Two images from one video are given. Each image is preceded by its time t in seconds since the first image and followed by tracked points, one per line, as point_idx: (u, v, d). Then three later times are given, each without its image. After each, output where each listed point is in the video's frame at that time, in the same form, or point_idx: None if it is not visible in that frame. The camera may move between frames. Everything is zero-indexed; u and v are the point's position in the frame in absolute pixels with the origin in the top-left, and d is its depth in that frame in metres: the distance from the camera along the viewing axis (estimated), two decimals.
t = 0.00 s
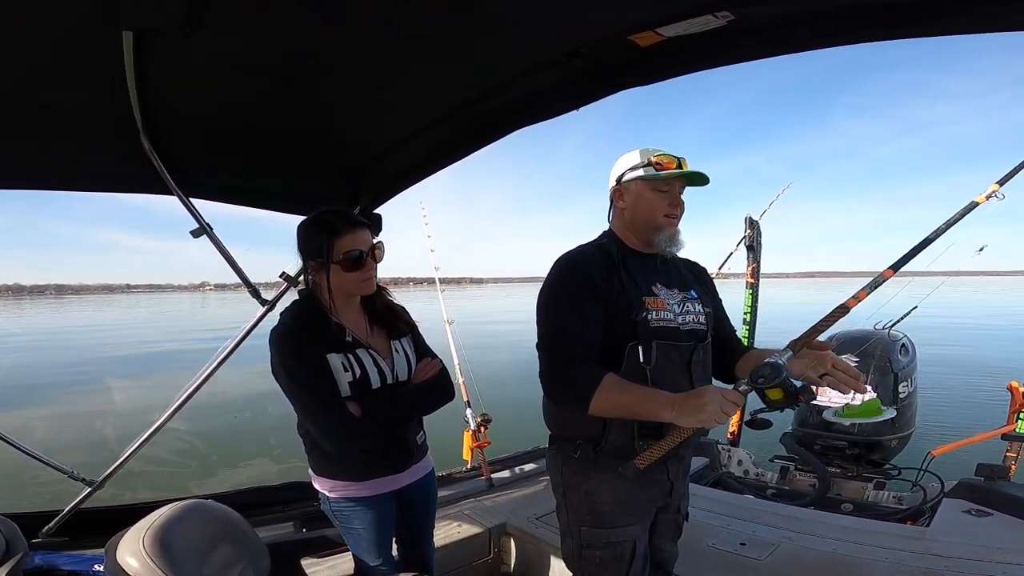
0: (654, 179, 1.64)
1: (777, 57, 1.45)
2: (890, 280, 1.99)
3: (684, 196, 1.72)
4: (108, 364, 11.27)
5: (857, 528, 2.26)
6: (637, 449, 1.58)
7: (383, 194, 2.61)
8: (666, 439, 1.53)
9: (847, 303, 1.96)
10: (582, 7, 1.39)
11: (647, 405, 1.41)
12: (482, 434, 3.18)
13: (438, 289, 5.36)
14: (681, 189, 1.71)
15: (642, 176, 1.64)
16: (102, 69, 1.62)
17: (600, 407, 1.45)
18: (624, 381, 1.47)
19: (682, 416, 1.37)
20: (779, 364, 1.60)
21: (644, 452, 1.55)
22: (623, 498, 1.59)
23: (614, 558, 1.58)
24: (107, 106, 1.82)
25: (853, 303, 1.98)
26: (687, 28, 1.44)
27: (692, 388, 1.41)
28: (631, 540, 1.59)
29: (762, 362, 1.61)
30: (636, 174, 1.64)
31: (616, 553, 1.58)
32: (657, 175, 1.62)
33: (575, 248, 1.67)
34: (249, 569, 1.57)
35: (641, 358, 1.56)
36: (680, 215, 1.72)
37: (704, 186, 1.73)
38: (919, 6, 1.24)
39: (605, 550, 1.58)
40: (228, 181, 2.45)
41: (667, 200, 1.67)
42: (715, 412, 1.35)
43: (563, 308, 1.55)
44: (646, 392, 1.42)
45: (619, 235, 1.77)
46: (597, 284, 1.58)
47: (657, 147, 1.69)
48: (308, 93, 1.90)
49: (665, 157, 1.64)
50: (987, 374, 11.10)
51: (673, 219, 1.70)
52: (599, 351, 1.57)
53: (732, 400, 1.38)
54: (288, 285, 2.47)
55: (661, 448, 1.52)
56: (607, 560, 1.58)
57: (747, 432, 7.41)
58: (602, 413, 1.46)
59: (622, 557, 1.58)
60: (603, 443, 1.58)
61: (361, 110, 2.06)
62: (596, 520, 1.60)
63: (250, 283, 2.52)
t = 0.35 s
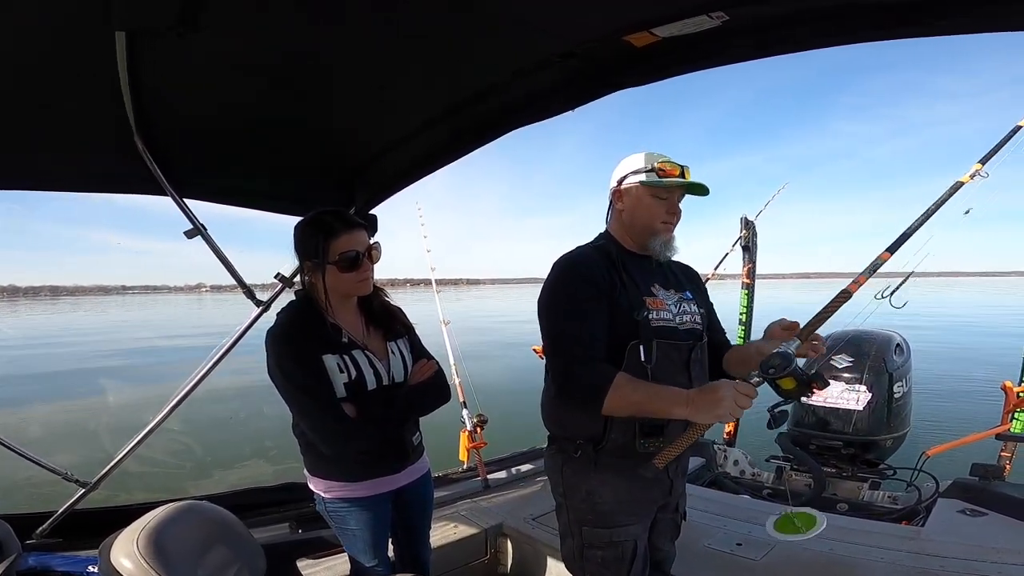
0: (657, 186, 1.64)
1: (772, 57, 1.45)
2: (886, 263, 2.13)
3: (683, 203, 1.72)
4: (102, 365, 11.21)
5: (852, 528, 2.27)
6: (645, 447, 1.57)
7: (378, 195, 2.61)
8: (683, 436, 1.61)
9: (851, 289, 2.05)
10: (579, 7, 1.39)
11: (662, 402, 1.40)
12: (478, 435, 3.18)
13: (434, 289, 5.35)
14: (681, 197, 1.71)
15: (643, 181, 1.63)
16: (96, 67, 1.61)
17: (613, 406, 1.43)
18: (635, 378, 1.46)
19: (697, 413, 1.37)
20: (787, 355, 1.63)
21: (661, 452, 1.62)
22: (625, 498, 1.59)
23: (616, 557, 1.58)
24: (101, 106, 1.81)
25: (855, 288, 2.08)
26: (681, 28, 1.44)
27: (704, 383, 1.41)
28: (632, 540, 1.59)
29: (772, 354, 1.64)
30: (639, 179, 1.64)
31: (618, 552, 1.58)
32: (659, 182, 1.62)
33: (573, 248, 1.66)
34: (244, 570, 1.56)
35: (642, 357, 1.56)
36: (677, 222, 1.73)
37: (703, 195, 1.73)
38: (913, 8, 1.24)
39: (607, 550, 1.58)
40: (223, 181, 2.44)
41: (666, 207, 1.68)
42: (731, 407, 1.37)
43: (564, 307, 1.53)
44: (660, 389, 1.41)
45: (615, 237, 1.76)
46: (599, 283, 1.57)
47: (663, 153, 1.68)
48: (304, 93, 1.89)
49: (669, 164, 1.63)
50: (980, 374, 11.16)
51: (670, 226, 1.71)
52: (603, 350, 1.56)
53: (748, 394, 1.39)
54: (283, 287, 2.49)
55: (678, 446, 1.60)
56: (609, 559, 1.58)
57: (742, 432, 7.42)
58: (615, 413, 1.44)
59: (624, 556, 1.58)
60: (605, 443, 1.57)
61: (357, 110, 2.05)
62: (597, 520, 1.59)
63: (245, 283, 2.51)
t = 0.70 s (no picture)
0: (665, 188, 1.63)
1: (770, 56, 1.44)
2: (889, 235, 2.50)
3: (691, 206, 1.72)
4: (108, 365, 11.26)
5: (856, 526, 2.27)
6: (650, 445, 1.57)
7: (379, 195, 2.61)
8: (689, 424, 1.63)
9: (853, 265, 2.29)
10: (579, 6, 1.38)
11: (672, 392, 1.43)
12: (481, 434, 3.17)
13: (436, 289, 5.36)
14: (689, 199, 1.71)
15: (654, 183, 1.63)
16: (98, 70, 1.62)
17: (625, 400, 1.43)
18: (643, 368, 1.47)
19: (708, 400, 1.41)
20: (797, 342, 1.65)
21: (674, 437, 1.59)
22: (630, 497, 1.59)
23: (622, 557, 1.58)
24: (104, 108, 1.81)
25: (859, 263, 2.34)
26: (678, 28, 1.44)
27: (710, 368, 1.45)
28: (638, 538, 1.59)
29: (780, 339, 1.66)
30: (649, 180, 1.63)
31: (624, 552, 1.58)
32: (670, 184, 1.61)
33: (579, 246, 1.66)
34: (248, 570, 1.57)
35: (648, 356, 1.54)
36: (684, 224, 1.73)
37: (712, 200, 1.73)
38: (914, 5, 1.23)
39: (613, 549, 1.58)
40: (226, 182, 2.45)
41: (674, 210, 1.67)
42: (740, 391, 1.42)
43: (572, 303, 1.52)
44: (669, 379, 1.43)
45: (622, 235, 1.77)
46: (607, 281, 1.57)
47: (675, 155, 1.67)
48: (305, 93, 1.89)
49: (680, 167, 1.62)
50: (985, 372, 11.12)
51: (676, 228, 1.71)
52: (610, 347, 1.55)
53: (751, 376, 1.45)
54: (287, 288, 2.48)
55: (690, 431, 1.60)
56: (615, 558, 1.58)
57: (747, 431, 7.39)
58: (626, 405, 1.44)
59: (629, 555, 1.59)
60: (612, 441, 1.56)
61: (359, 110, 2.05)
62: (603, 520, 1.59)
63: (248, 285, 2.52)
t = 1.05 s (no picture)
0: (677, 189, 1.63)
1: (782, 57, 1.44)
2: (913, 228, 2.55)
3: (704, 207, 1.72)
4: (123, 366, 11.41)
5: (869, 528, 2.25)
6: (665, 449, 1.57)
7: (391, 197, 2.63)
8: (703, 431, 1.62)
9: (872, 263, 2.46)
10: (585, 7, 1.39)
11: (683, 398, 1.40)
12: (492, 436, 3.18)
13: (447, 291, 5.37)
14: (702, 201, 1.70)
15: (665, 184, 1.63)
16: (110, 73, 1.65)
17: (632, 404, 1.42)
18: (653, 372, 1.45)
19: (721, 405, 1.38)
20: (816, 347, 1.60)
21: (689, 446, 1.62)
22: (644, 500, 1.58)
23: (636, 560, 1.58)
24: (115, 112, 1.84)
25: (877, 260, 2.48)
26: (693, 29, 1.44)
27: (725, 372, 1.41)
28: (651, 542, 1.59)
29: (798, 344, 1.60)
30: (661, 180, 1.63)
31: (637, 555, 1.57)
32: (682, 184, 1.61)
33: (591, 248, 1.66)
34: (261, 570, 1.58)
35: (662, 359, 1.54)
36: (696, 225, 1.72)
37: (725, 202, 1.73)
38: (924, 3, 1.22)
39: (626, 552, 1.58)
40: (238, 184, 2.47)
41: (685, 210, 1.67)
42: (755, 396, 1.39)
43: (583, 305, 1.53)
44: (681, 383, 1.41)
45: (633, 236, 1.77)
46: (619, 283, 1.57)
47: (686, 156, 1.66)
48: (314, 96, 1.91)
49: (692, 167, 1.62)
50: (1002, 374, 10.96)
51: (688, 229, 1.71)
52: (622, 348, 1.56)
53: (769, 382, 1.41)
54: (300, 289, 2.51)
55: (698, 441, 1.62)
56: (629, 562, 1.58)
57: (759, 433, 7.33)
58: (635, 409, 1.43)
59: (643, 558, 1.58)
60: (626, 443, 1.56)
61: (369, 113, 2.07)
62: (616, 522, 1.59)
63: (261, 286, 2.54)
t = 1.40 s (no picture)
0: (679, 188, 1.63)
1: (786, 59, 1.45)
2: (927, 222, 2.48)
3: (705, 206, 1.72)
4: (125, 367, 11.42)
5: (870, 529, 2.25)
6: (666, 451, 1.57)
7: (393, 199, 2.63)
8: (709, 425, 1.61)
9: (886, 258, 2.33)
10: (586, 8, 1.39)
11: (690, 391, 1.41)
12: (493, 436, 3.18)
13: (448, 292, 5.38)
14: (703, 200, 1.71)
15: (665, 183, 1.63)
16: (114, 74, 1.66)
17: (640, 402, 1.44)
18: (661, 369, 1.46)
19: (731, 399, 1.38)
20: (829, 342, 1.58)
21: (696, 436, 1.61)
22: (643, 501, 1.59)
23: (636, 561, 1.58)
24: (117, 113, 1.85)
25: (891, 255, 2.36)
26: (696, 31, 1.44)
27: (734, 365, 1.41)
28: (651, 543, 1.60)
29: (811, 339, 1.59)
30: (661, 180, 1.63)
31: (637, 556, 1.58)
32: (682, 184, 1.61)
33: (592, 248, 1.67)
34: (263, 570, 1.59)
35: (663, 359, 1.56)
36: (698, 224, 1.73)
37: (726, 200, 1.73)
38: (925, 5, 1.23)
39: (626, 553, 1.59)
40: (242, 185, 2.47)
41: (687, 210, 1.68)
42: (766, 388, 1.38)
43: (585, 306, 1.53)
44: (688, 377, 1.41)
45: (635, 236, 1.78)
46: (621, 284, 1.58)
47: (687, 155, 1.67)
48: (316, 96, 1.92)
49: (692, 167, 1.63)
50: (1002, 374, 10.95)
51: (689, 228, 1.71)
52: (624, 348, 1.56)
53: (779, 374, 1.40)
54: (301, 289, 2.51)
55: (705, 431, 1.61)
56: (628, 563, 1.59)
57: (760, 433, 7.34)
58: (644, 407, 1.45)
59: (642, 559, 1.59)
60: (626, 444, 1.56)
61: (371, 113, 2.08)
62: (616, 524, 1.59)
63: (263, 287, 2.54)
